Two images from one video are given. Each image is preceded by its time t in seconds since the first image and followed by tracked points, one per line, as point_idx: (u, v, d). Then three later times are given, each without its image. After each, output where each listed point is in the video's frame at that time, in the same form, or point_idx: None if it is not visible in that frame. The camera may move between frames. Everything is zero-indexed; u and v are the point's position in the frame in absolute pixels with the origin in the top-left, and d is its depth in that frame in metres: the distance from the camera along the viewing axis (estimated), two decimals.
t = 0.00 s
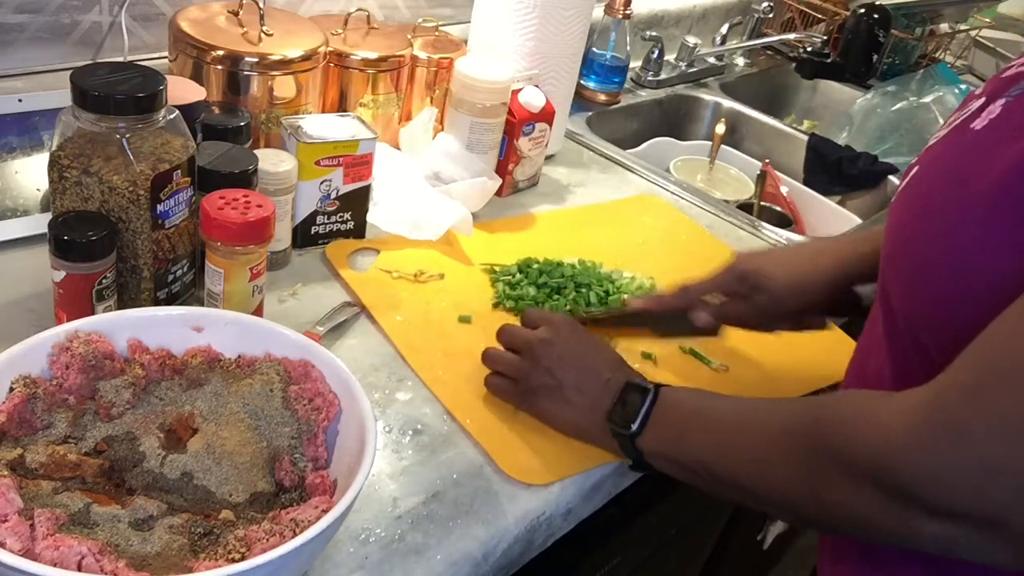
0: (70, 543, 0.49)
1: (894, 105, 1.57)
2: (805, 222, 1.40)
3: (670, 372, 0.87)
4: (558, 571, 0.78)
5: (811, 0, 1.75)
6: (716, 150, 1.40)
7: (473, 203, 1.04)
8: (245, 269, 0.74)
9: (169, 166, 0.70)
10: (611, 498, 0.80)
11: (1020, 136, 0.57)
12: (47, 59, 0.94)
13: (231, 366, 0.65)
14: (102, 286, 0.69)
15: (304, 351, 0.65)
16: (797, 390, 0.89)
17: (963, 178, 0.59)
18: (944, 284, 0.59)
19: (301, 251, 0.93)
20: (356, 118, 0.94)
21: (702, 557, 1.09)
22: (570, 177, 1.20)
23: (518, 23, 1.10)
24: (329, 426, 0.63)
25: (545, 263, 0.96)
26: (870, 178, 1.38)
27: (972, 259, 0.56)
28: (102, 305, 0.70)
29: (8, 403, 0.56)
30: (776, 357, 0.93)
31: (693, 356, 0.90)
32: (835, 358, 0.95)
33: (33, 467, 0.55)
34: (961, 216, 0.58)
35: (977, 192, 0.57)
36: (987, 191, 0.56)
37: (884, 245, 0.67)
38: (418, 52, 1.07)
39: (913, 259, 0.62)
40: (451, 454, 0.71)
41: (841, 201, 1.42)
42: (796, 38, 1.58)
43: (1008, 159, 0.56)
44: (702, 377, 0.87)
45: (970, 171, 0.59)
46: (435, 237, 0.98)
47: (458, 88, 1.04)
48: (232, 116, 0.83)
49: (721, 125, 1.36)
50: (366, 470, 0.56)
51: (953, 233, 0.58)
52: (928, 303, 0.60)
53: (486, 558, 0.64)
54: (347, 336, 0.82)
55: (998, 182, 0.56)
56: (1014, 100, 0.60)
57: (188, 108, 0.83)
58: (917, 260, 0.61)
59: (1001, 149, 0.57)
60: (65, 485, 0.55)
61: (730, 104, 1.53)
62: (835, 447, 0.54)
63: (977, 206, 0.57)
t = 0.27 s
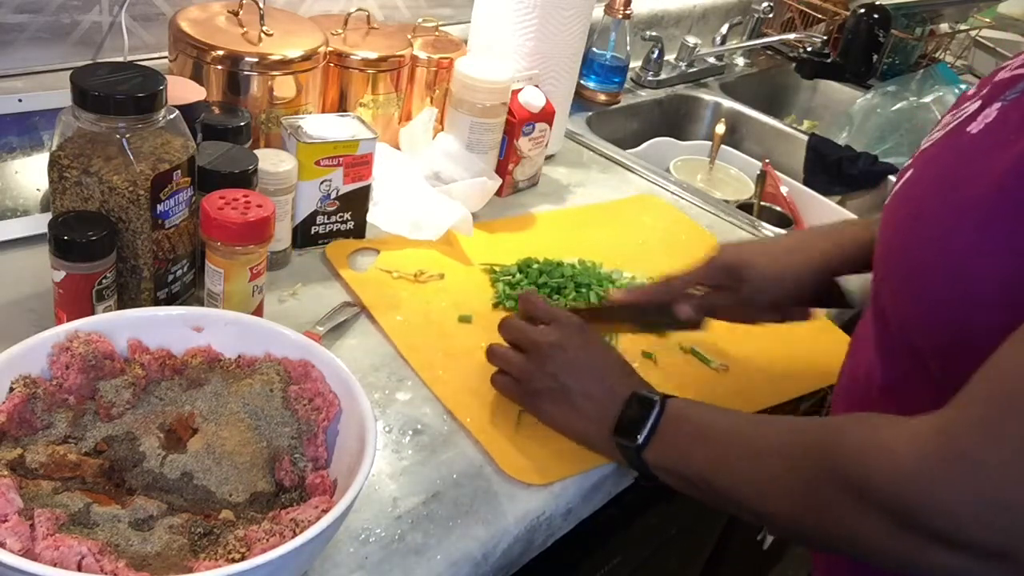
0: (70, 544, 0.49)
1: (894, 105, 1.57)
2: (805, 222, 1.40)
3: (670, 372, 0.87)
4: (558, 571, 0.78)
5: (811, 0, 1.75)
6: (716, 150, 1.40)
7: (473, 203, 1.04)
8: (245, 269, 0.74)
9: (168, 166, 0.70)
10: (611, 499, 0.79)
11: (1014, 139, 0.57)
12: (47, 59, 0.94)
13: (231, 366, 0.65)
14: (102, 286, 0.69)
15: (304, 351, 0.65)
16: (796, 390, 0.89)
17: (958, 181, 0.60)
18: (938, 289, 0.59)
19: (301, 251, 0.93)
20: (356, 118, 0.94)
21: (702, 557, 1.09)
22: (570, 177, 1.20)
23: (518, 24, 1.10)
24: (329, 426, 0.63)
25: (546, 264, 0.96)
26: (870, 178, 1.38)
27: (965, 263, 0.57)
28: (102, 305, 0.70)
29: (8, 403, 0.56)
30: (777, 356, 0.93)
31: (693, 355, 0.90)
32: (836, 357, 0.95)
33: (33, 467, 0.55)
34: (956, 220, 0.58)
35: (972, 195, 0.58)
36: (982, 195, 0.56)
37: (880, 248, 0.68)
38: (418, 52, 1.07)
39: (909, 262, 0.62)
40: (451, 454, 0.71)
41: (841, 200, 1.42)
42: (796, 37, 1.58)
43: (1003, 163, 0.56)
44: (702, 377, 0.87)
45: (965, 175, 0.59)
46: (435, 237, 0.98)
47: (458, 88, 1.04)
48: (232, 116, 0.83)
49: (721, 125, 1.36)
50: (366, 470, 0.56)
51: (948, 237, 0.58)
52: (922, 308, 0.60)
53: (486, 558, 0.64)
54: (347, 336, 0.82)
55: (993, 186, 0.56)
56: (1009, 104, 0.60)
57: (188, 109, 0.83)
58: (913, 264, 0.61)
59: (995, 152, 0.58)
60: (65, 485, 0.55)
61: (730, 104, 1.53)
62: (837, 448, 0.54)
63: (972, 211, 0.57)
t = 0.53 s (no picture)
0: (70, 544, 0.49)
1: (894, 105, 1.58)
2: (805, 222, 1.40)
3: (670, 373, 0.87)
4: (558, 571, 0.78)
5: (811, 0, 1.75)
6: (716, 150, 1.40)
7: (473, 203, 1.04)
8: (246, 269, 0.74)
9: (169, 166, 0.70)
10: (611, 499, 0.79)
11: None
12: (47, 59, 0.94)
13: (231, 366, 0.65)
14: (102, 286, 0.69)
15: (304, 351, 0.65)
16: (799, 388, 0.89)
17: (973, 179, 0.60)
18: (954, 287, 0.59)
19: (301, 251, 0.93)
20: (356, 118, 0.94)
21: (702, 557, 1.09)
22: (570, 177, 1.20)
23: (518, 23, 1.10)
24: (329, 426, 0.63)
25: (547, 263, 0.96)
26: (870, 178, 1.38)
27: (986, 261, 0.57)
28: (102, 305, 0.70)
29: (8, 402, 0.56)
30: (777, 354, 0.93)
31: (693, 355, 0.90)
32: (836, 355, 0.95)
33: (33, 467, 0.55)
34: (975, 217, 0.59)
35: (993, 192, 0.58)
36: (1003, 193, 0.57)
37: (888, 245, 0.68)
38: (418, 52, 1.07)
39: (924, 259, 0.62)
40: (451, 455, 0.71)
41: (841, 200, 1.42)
42: (796, 38, 1.58)
43: None
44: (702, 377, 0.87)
45: (981, 173, 0.60)
46: (435, 237, 0.98)
47: (458, 88, 1.04)
48: (232, 116, 0.83)
49: (721, 125, 1.36)
50: (366, 470, 0.56)
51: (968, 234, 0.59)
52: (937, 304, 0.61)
53: (486, 558, 0.64)
54: (347, 336, 0.82)
55: (1013, 185, 0.57)
56: None
57: (188, 109, 0.83)
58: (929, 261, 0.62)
59: (1014, 149, 0.58)
60: (65, 485, 0.55)
61: (730, 104, 1.53)
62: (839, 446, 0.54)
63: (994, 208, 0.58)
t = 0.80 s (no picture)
0: (70, 544, 0.49)
1: (895, 105, 1.58)
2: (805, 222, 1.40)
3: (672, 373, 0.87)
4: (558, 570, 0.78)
5: None
6: (716, 150, 1.40)
7: (473, 203, 1.04)
8: (245, 269, 0.74)
9: (169, 166, 0.70)
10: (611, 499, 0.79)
11: None
12: (47, 59, 0.94)
13: (231, 366, 0.66)
14: (102, 286, 0.69)
15: (304, 351, 0.65)
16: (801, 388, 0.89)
17: (983, 190, 0.61)
18: (964, 298, 0.60)
19: (301, 251, 0.93)
20: (356, 118, 0.94)
21: (702, 557, 1.09)
22: (570, 177, 1.20)
23: (518, 23, 1.10)
24: (329, 426, 0.63)
25: (547, 263, 0.96)
26: (870, 178, 1.38)
27: (995, 273, 0.58)
28: (102, 305, 0.70)
29: (8, 403, 0.56)
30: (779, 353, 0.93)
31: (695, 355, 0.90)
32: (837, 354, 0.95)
33: (33, 467, 0.55)
34: (985, 229, 0.59)
35: (1003, 204, 0.59)
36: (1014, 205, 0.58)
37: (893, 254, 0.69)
38: (418, 52, 1.07)
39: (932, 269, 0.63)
40: (451, 454, 0.71)
41: (841, 200, 1.42)
42: (796, 37, 1.58)
43: None
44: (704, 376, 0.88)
45: (991, 184, 0.60)
46: (435, 237, 0.98)
47: (458, 88, 1.04)
48: (232, 116, 0.83)
49: (721, 125, 1.36)
50: (366, 470, 0.56)
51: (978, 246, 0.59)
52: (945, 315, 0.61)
53: (486, 557, 0.64)
54: (347, 336, 0.82)
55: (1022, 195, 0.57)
56: None
57: (188, 109, 0.83)
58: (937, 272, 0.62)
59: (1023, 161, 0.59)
60: (65, 485, 0.55)
61: (730, 104, 1.53)
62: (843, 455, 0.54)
63: (1005, 220, 0.58)
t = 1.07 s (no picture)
0: (70, 544, 0.49)
1: (894, 105, 1.58)
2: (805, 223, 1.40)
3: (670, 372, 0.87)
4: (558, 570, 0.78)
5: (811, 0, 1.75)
6: (716, 150, 1.41)
7: (472, 203, 1.04)
8: (245, 269, 0.74)
9: (169, 166, 0.70)
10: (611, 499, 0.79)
11: None
12: (47, 59, 0.94)
13: (231, 366, 0.65)
14: (102, 286, 0.69)
15: (304, 351, 0.65)
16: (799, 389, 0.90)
17: (986, 190, 0.61)
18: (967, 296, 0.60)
19: (301, 251, 0.93)
20: (356, 117, 0.94)
21: (703, 556, 1.09)
22: (570, 177, 1.20)
23: (518, 23, 1.10)
24: (329, 426, 0.63)
25: (545, 263, 0.96)
26: (870, 178, 1.38)
27: (998, 272, 0.58)
28: (102, 305, 0.70)
29: (8, 403, 0.56)
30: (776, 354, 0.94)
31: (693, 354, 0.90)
32: (833, 355, 0.96)
33: (33, 467, 0.55)
34: (987, 229, 0.60)
35: (1004, 204, 0.59)
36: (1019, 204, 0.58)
37: (894, 252, 0.69)
38: (418, 52, 1.07)
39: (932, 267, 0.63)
40: (451, 454, 0.71)
41: (841, 200, 1.42)
42: (796, 38, 1.58)
43: None
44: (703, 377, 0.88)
45: (994, 184, 0.61)
46: (435, 237, 0.98)
47: (458, 87, 1.04)
48: (231, 116, 0.83)
49: (721, 125, 1.36)
50: (366, 470, 0.56)
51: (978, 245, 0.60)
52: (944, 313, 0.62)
53: (486, 557, 0.64)
54: (347, 336, 0.82)
55: None
56: None
57: (188, 108, 0.83)
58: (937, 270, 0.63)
59: None
60: (65, 485, 0.55)
61: (729, 104, 1.53)
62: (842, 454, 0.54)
63: (1006, 220, 0.59)
